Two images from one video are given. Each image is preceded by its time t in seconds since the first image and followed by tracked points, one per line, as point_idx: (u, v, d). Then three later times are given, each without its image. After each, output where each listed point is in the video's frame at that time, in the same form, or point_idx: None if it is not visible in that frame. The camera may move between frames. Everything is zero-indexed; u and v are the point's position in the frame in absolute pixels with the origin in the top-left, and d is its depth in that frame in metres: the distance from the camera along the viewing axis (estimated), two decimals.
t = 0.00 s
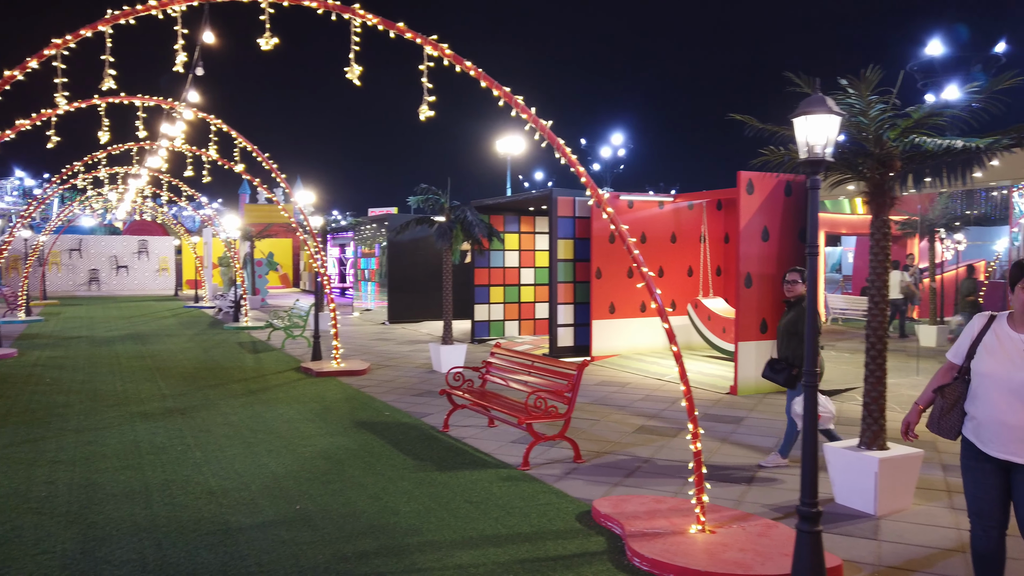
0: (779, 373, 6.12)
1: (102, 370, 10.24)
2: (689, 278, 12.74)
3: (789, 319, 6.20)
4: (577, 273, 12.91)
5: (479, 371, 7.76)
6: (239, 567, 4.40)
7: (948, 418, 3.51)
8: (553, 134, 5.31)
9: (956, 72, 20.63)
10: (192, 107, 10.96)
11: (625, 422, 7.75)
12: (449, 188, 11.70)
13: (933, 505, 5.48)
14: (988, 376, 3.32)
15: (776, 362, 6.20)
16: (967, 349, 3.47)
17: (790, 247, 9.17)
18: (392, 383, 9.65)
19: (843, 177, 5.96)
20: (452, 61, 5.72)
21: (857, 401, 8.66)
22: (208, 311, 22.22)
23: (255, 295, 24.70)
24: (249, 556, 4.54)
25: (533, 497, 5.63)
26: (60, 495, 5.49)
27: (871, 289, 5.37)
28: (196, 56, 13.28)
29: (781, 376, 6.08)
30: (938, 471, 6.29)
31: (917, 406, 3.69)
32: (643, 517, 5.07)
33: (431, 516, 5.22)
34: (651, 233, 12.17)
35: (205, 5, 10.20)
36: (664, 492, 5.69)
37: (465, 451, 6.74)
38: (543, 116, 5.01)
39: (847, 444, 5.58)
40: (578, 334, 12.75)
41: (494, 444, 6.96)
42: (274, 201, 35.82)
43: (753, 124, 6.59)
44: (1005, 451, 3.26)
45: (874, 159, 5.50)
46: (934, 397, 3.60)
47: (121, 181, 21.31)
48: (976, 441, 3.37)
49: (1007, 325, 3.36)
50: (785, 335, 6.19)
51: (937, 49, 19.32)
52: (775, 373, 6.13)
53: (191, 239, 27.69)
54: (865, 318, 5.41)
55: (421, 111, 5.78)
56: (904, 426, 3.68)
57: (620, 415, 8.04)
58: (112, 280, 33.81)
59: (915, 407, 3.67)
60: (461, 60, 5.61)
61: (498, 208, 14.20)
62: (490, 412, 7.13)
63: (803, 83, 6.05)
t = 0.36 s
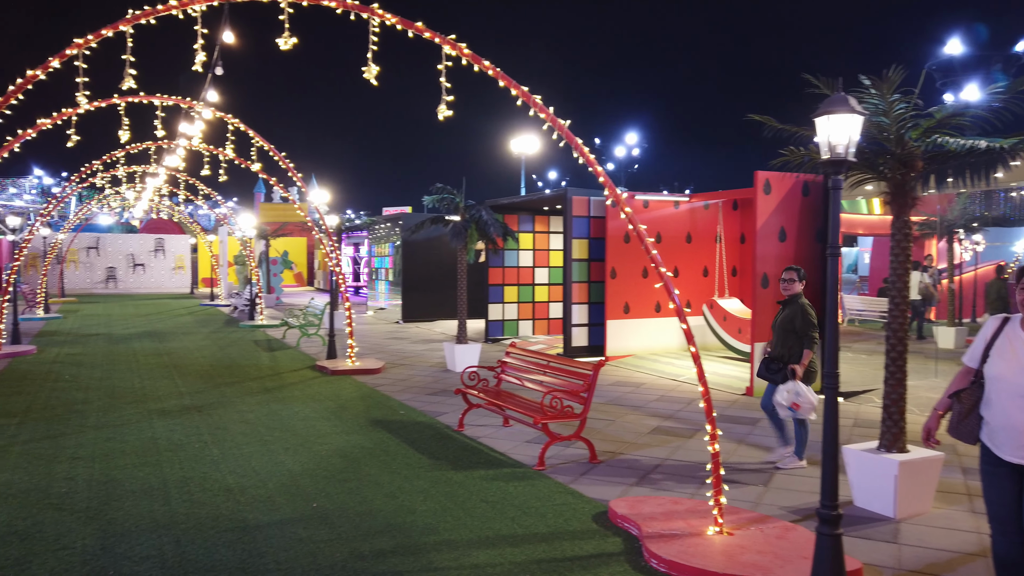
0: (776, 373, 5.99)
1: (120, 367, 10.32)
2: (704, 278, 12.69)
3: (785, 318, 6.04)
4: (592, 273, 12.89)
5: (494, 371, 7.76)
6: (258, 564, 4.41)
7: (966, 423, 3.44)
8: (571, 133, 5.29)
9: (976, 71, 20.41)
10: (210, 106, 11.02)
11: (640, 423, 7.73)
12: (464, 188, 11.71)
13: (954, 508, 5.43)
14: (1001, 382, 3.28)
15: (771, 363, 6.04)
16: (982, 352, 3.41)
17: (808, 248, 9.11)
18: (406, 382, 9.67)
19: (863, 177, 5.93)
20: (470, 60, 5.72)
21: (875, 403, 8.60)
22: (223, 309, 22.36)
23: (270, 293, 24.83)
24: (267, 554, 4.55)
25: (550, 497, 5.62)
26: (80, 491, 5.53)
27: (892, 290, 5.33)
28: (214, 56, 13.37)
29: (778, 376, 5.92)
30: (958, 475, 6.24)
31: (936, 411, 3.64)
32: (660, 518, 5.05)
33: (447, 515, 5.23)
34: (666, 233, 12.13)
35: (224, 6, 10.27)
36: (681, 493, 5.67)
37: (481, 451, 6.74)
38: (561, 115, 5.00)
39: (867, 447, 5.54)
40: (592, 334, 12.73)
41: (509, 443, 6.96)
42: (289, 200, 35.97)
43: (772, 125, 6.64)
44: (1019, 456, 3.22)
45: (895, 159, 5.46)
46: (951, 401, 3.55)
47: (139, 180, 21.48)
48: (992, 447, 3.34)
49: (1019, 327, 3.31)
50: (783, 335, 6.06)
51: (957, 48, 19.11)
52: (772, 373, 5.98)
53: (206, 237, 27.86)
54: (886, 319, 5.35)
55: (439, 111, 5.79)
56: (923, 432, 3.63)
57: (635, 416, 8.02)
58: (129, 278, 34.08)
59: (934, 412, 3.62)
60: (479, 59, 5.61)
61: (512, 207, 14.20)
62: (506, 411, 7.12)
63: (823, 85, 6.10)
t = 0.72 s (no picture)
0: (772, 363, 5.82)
1: (142, 363, 10.43)
2: (723, 276, 12.63)
3: (783, 318, 5.83)
4: (609, 271, 12.87)
5: (513, 368, 7.77)
6: (281, 559, 4.44)
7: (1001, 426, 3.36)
8: (593, 130, 5.27)
9: (1001, 66, 20.08)
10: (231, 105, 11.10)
11: (660, 421, 7.71)
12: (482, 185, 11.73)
13: (979, 510, 5.37)
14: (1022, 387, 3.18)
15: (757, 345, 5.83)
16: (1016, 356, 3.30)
17: (829, 246, 9.03)
18: (425, 379, 9.69)
19: (888, 174, 5.88)
20: (492, 58, 5.72)
21: (897, 403, 8.51)
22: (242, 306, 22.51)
23: (288, 290, 24.98)
24: (290, 549, 4.58)
25: (570, 495, 5.62)
26: (104, 485, 5.59)
27: (918, 289, 5.27)
28: (235, 55, 13.47)
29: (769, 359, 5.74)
30: (983, 476, 6.17)
31: (985, 413, 3.57)
32: (681, 517, 5.03)
33: (468, 512, 5.24)
34: (684, 231, 12.09)
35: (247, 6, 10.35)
36: (702, 492, 5.64)
37: (501, 448, 6.74)
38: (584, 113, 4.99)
39: (890, 446, 5.49)
40: (610, 332, 12.70)
41: (528, 441, 6.96)
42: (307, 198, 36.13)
43: (796, 122, 6.63)
44: None
45: (921, 156, 5.40)
46: (991, 402, 3.46)
47: (159, 177, 21.68)
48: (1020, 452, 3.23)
49: None
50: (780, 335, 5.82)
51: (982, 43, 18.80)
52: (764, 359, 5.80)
53: (226, 235, 28.07)
54: (911, 319, 5.29)
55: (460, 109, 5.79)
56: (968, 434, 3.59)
57: (655, 414, 8.00)
58: (150, 275, 34.39)
59: (982, 414, 3.56)
60: (501, 57, 5.61)
61: (530, 205, 14.19)
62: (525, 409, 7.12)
63: (847, 83, 6.12)
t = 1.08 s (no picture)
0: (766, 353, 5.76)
1: (163, 360, 10.53)
2: (741, 276, 12.56)
3: (780, 315, 5.80)
4: (627, 270, 12.83)
5: (531, 368, 7.76)
6: (302, 557, 4.47)
7: None
8: (614, 130, 5.26)
9: None
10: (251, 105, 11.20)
11: (678, 422, 7.68)
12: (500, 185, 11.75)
13: (1004, 514, 5.30)
14: None
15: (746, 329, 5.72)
16: None
17: (849, 246, 8.96)
18: (443, 379, 9.71)
19: (912, 174, 5.82)
20: (512, 57, 5.72)
21: (919, 405, 8.42)
22: (261, 305, 22.68)
23: (306, 289, 25.13)
24: (311, 547, 4.61)
25: (588, 495, 5.61)
26: (128, 482, 5.66)
27: (943, 291, 5.22)
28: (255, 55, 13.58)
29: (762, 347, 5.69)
30: (1009, 479, 6.08)
31: None
32: (701, 518, 5.01)
33: (487, 511, 5.25)
34: (703, 230, 12.04)
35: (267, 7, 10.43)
36: (722, 493, 5.62)
37: (519, 448, 6.75)
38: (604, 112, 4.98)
39: (914, 449, 5.43)
40: (627, 332, 12.68)
41: (546, 441, 6.96)
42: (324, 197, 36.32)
43: (818, 121, 6.58)
44: None
45: (946, 156, 5.35)
46: None
47: (179, 177, 21.88)
48: None
49: None
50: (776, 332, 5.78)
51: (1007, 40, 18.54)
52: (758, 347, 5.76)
53: (244, 234, 28.28)
54: (935, 320, 5.24)
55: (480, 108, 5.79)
56: None
57: (673, 415, 7.97)
58: (169, 274, 34.72)
59: None
60: (522, 57, 5.61)
61: (547, 205, 14.18)
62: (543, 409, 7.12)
63: (870, 83, 6.13)
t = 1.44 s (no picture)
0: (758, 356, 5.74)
1: (179, 360, 10.62)
2: (756, 277, 12.50)
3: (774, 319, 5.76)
4: (641, 271, 12.80)
5: (545, 369, 7.76)
6: (317, 555, 4.49)
7: None
8: (629, 130, 5.25)
9: None
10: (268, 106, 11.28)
11: (692, 423, 7.65)
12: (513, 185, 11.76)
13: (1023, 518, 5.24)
14: None
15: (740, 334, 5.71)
16: None
17: (865, 247, 8.90)
18: (456, 379, 9.72)
19: (930, 175, 5.78)
20: (527, 58, 5.73)
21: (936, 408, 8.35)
22: (275, 305, 22.80)
23: (320, 290, 25.26)
24: (326, 546, 4.63)
25: (602, 496, 5.60)
26: (145, 480, 5.70)
27: (961, 292, 5.18)
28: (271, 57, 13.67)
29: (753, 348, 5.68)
30: None
31: None
32: (716, 520, 4.99)
33: (501, 511, 5.25)
34: (717, 231, 11.99)
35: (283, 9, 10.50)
36: (737, 495, 5.59)
37: (533, 448, 6.75)
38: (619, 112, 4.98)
39: (931, 451, 5.38)
40: (640, 333, 12.64)
41: (560, 442, 6.96)
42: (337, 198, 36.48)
43: (835, 120, 6.54)
44: None
45: (965, 157, 5.32)
46: None
47: (194, 178, 22.05)
48: None
49: None
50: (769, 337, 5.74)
51: None
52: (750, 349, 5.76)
53: (258, 234, 28.44)
54: (953, 321, 5.20)
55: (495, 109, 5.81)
56: None
57: (687, 416, 7.94)
58: (184, 274, 34.97)
59: None
60: (537, 57, 5.62)
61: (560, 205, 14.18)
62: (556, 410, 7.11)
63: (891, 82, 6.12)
